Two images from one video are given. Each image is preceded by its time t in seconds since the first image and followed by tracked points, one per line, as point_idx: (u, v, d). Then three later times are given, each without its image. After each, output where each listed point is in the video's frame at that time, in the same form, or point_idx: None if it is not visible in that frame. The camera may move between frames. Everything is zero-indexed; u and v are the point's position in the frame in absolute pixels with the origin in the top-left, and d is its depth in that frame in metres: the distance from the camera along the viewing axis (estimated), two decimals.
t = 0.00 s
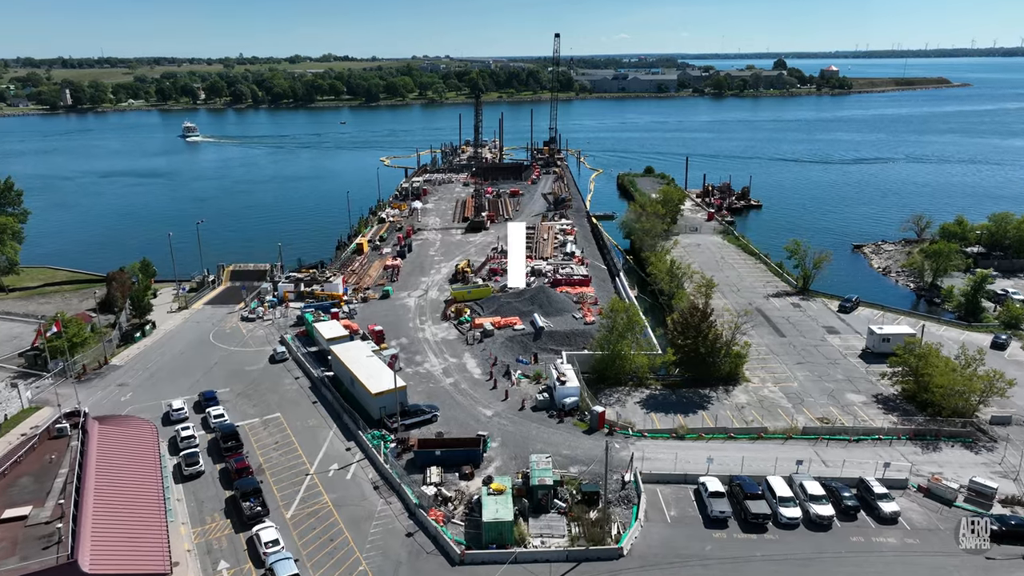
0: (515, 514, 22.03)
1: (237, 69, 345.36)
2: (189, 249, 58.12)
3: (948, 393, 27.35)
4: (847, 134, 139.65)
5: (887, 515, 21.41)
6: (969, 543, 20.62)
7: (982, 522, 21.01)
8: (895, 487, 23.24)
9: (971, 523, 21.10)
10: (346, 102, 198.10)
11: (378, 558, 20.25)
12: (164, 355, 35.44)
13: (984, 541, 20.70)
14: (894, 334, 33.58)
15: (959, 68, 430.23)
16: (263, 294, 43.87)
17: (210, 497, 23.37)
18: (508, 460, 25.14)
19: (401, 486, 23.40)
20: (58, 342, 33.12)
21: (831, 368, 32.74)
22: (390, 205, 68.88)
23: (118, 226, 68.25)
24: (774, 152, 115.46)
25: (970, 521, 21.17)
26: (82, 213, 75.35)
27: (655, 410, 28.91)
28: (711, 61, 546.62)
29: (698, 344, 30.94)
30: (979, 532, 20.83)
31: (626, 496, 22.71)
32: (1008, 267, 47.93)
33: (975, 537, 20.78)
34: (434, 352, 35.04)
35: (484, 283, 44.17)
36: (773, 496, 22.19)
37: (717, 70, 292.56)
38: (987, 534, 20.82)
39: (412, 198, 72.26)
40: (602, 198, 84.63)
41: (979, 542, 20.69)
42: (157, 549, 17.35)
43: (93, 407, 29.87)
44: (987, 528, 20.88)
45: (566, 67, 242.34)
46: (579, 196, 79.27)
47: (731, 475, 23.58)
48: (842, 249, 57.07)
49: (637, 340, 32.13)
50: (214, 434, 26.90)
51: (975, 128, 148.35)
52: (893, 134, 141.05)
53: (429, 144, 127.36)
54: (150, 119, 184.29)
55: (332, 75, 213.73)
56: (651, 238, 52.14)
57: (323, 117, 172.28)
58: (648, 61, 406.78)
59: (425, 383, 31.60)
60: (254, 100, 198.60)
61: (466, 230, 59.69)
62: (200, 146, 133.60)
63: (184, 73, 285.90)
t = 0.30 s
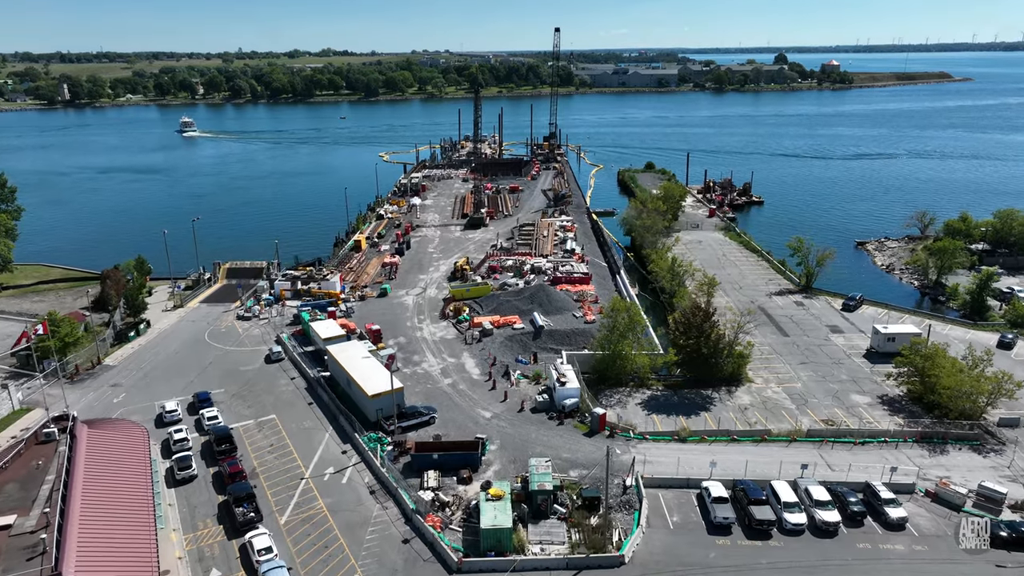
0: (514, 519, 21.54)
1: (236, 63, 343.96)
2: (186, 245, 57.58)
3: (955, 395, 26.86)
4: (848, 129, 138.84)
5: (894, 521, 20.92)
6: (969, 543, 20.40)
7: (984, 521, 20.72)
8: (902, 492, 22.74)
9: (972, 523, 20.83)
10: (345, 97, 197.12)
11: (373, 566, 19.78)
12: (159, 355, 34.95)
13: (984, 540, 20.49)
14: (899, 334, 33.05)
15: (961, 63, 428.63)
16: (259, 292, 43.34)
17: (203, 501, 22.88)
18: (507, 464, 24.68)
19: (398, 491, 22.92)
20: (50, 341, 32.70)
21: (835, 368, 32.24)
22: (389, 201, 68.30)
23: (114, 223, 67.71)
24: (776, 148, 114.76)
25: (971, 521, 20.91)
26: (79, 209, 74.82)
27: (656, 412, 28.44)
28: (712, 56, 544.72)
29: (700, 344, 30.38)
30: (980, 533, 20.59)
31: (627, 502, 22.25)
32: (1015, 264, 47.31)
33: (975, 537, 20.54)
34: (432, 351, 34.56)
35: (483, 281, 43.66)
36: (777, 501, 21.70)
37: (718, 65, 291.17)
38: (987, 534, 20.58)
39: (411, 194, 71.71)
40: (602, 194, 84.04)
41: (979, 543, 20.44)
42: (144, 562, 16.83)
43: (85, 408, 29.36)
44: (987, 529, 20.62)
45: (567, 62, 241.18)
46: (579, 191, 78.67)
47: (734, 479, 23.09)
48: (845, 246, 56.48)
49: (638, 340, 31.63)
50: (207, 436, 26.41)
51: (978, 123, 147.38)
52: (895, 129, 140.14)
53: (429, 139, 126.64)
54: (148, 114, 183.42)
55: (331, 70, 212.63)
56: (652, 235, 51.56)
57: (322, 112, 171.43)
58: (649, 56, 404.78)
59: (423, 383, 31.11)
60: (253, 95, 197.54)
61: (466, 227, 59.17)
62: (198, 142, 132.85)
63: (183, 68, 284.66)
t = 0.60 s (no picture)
0: (513, 525, 21.06)
1: (235, 58, 342.23)
2: (182, 243, 57.00)
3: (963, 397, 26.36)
4: (850, 124, 137.99)
5: (902, 527, 20.45)
6: (969, 543, 20.31)
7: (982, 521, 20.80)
8: (909, 497, 22.26)
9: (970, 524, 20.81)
10: (344, 92, 195.99)
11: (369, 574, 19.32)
12: (153, 355, 34.42)
13: (983, 540, 20.40)
14: (905, 334, 32.52)
15: (964, 57, 426.51)
16: (256, 290, 42.78)
17: (195, 507, 22.40)
18: (506, 468, 24.18)
19: (394, 496, 22.42)
20: (41, 341, 32.21)
21: (840, 368, 31.74)
22: (387, 198, 67.70)
23: (110, 220, 67.09)
24: (777, 143, 114.01)
25: (970, 521, 20.86)
26: (75, 206, 74.19)
27: (658, 413, 27.94)
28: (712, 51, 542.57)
29: (702, 344, 29.89)
30: (978, 532, 20.55)
31: (629, 507, 21.75)
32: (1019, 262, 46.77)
33: (975, 536, 20.47)
34: (430, 351, 34.03)
35: (482, 279, 43.16)
36: (782, 507, 21.22)
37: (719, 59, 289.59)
38: (985, 533, 20.55)
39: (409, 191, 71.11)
40: (603, 191, 83.41)
41: (979, 542, 20.35)
42: None
43: (77, 410, 28.82)
44: (985, 528, 20.62)
45: (567, 56, 239.78)
46: (579, 187, 78.04)
47: (738, 484, 22.59)
48: (848, 243, 55.91)
49: (639, 340, 31.09)
50: (201, 439, 25.90)
51: (981, 118, 146.40)
52: (897, 124, 139.27)
53: (428, 135, 125.83)
54: (147, 109, 182.39)
55: (331, 64, 211.37)
56: (653, 232, 51.01)
57: (321, 108, 170.38)
58: (649, 51, 403.11)
59: (420, 384, 30.59)
60: (251, 90, 196.37)
61: (465, 224, 58.61)
62: (196, 137, 131.96)
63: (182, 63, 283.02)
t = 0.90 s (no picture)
0: (512, 533, 20.55)
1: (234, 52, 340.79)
2: (179, 240, 56.49)
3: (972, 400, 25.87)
4: (852, 119, 137.19)
5: (910, 534, 19.98)
6: (969, 543, 20.15)
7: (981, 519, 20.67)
8: (917, 502, 21.79)
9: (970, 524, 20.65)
10: (343, 87, 195.01)
11: None
12: (147, 355, 33.90)
13: (984, 540, 20.23)
14: (911, 334, 32.01)
15: (965, 51, 425.06)
16: (252, 289, 42.24)
17: (187, 513, 21.92)
18: (504, 473, 23.69)
19: (390, 502, 21.94)
20: (33, 342, 31.74)
21: (845, 368, 31.23)
22: (386, 194, 67.12)
23: (107, 217, 66.55)
24: (778, 139, 113.36)
25: (969, 521, 20.70)
26: (71, 203, 73.62)
27: (660, 416, 27.46)
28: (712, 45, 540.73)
29: (705, 345, 29.30)
30: (979, 532, 20.39)
31: (630, 513, 21.28)
32: None
33: (975, 536, 20.31)
34: (428, 351, 33.52)
35: (481, 277, 42.60)
36: (787, 513, 20.72)
37: (720, 54, 288.24)
38: (985, 533, 20.40)
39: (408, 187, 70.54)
40: (603, 187, 82.82)
41: (979, 542, 20.20)
42: None
43: (68, 412, 28.33)
44: (985, 528, 20.48)
45: (567, 51, 238.48)
46: (580, 183, 77.43)
47: (742, 489, 22.10)
48: (851, 241, 55.35)
49: (640, 340, 30.54)
50: (194, 443, 25.40)
51: (983, 113, 145.53)
52: (899, 119, 138.46)
53: (428, 130, 125.14)
54: (146, 105, 181.51)
55: (330, 59, 210.42)
56: (654, 229, 50.47)
57: (320, 103, 169.43)
58: (648, 46, 401.75)
59: (418, 386, 30.07)
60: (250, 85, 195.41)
61: (464, 220, 58.05)
62: (194, 133, 131.24)
63: (180, 58, 281.81)
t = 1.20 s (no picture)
0: (511, 541, 20.13)
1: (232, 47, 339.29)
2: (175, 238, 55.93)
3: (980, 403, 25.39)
4: (853, 114, 136.33)
5: (918, 542, 19.47)
6: (968, 542, 19.97)
7: (981, 520, 20.39)
8: (925, 508, 21.30)
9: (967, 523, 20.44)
10: (342, 82, 193.96)
11: None
12: (141, 356, 33.35)
13: (984, 539, 20.02)
14: (917, 334, 31.46)
15: (966, 46, 423.33)
16: (247, 288, 41.68)
17: (179, 520, 21.41)
18: (503, 478, 23.19)
19: (387, 508, 21.45)
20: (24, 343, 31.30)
21: (849, 369, 30.72)
22: (385, 191, 66.51)
23: (103, 214, 65.98)
24: (780, 134, 112.63)
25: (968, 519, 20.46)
26: (67, 199, 73.02)
27: (661, 418, 26.96)
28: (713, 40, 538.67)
29: (708, 346, 28.79)
30: (979, 530, 20.19)
31: (632, 521, 20.82)
32: None
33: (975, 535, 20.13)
34: (425, 352, 32.99)
35: (480, 275, 42.03)
36: (793, 521, 20.22)
37: (720, 49, 286.62)
38: (985, 531, 20.20)
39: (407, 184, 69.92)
40: (603, 183, 82.20)
41: (979, 540, 20.02)
42: None
43: (59, 415, 27.79)
44: (985, 525, 20.29)
45: (567, 45, 237.02)
46: (580, 180, 76.79)
47: (746, 495, 21.60)
48: (854, 238, 54.78)
49: (642, 340, 30.00)
50: (186, 447, 24.89)
51: (986, 108, 144.58)
52: (902, 114, 137.61)
53: (427, 126, 124.38)
54: (144, 100, 180.63)
55: (328, 54, 209.20)
56: (655, 226, 49.89)
57: (318, 98, 168.56)
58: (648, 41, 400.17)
59: (416, 387, 29.56)
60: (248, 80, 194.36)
61: (463, 217, 57.44)
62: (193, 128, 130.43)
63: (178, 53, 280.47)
